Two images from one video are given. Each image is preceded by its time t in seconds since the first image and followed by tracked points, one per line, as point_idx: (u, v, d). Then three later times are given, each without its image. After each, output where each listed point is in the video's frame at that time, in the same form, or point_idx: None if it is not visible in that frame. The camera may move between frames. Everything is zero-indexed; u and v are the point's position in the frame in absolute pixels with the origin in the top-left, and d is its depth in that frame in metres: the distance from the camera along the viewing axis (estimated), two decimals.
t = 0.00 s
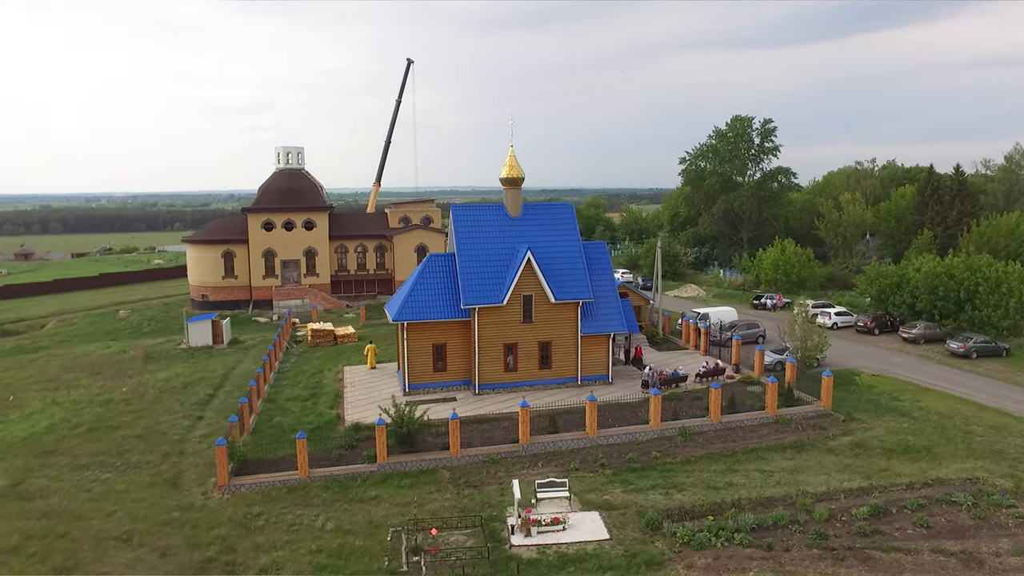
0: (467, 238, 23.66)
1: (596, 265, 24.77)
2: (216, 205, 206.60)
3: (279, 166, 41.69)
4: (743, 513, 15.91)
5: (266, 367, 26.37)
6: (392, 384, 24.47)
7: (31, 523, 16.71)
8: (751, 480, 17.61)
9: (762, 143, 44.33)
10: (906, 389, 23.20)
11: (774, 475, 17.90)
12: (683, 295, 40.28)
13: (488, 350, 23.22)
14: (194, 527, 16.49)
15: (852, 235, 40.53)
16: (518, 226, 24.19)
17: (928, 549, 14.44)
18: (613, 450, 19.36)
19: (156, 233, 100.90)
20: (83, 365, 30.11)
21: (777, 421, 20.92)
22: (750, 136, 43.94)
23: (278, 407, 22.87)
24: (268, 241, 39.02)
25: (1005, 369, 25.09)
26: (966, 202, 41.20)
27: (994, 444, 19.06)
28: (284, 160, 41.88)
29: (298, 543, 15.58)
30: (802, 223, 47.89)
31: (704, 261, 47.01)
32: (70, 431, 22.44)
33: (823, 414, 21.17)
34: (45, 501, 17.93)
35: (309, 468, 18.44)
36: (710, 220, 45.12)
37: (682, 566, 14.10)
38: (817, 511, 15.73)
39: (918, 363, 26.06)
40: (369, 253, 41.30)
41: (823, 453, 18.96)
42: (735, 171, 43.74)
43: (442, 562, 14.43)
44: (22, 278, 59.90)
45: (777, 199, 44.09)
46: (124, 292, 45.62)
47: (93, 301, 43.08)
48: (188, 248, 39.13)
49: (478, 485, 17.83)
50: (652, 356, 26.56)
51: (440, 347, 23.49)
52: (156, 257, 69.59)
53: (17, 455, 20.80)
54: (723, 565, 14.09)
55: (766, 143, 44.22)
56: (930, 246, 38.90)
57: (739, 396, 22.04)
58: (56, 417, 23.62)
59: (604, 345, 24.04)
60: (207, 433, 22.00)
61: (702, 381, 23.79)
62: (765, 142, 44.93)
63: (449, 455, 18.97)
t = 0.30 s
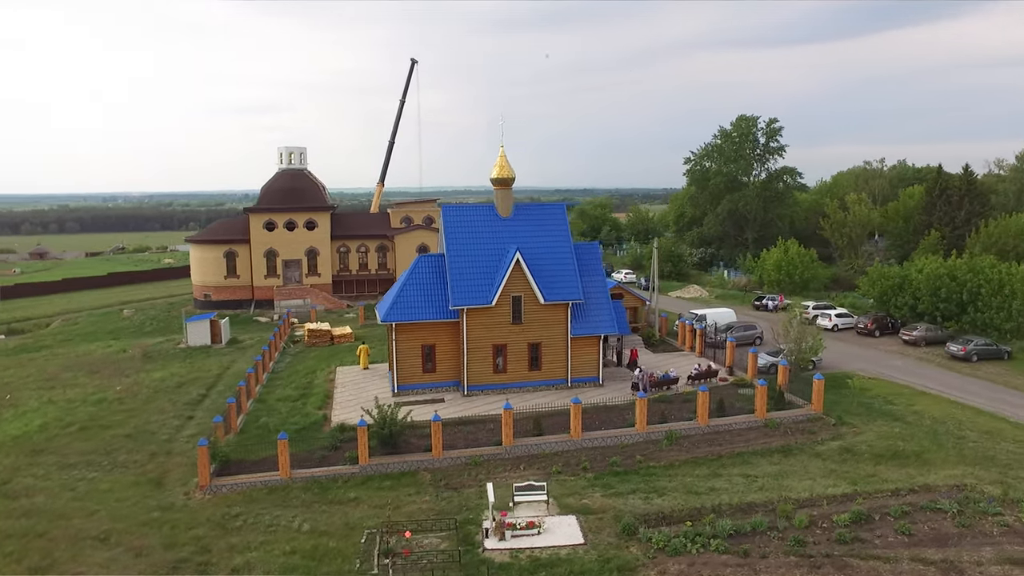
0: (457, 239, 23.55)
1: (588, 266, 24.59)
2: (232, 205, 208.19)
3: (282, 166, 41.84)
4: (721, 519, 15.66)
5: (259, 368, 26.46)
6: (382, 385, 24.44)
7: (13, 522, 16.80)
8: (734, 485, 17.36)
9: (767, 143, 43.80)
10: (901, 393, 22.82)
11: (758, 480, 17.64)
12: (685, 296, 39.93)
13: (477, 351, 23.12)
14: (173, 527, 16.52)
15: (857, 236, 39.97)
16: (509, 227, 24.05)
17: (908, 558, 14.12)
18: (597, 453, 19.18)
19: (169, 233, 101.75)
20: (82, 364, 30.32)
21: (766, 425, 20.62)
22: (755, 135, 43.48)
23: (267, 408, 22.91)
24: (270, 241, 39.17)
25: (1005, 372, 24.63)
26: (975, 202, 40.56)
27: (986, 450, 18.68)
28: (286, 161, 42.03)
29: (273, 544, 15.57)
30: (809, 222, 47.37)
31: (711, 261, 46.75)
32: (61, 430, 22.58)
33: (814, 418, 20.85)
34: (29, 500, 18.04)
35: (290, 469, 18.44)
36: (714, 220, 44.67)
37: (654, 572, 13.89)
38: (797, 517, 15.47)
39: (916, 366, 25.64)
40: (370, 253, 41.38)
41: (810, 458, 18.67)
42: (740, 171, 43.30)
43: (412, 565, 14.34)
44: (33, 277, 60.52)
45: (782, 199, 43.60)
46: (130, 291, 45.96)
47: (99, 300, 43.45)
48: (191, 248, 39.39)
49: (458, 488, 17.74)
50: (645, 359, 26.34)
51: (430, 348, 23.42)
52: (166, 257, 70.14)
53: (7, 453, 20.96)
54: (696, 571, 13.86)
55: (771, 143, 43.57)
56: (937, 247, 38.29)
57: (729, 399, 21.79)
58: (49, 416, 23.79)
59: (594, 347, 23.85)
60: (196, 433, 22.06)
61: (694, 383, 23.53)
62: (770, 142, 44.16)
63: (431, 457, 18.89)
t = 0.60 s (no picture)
0: (446, 239, 23.45)
1: (579, 267, 24.42)
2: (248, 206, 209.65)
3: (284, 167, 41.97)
4: (699, 524, 15.40)
5: (253, 368, 26.54)
6: (372, 386, 24.39)
7: None
8: (716, 490, 17.10)
9: (773, 143, 43.28)
10: (896, 398, 22.39)
11: (740, 485, 17.36)
12: (687, 297, 39.54)
13: (466, 352, 23.02)
14: (150, 527, 16.53)
15: (863, 237, 39.42)
16: (498, 227, 23.93)
17: (885, 566, 13.78)
18: (580, 456, 18.99)
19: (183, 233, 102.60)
20: (81, 363, 30.54)
21: (754, 429, 20.32)
22: (761, 135, 43.00)
23: (256, 408, 22.93)
24: (272, 241, 39.30)
25: (1005, 376, 24.12)
26: (984, 202, 40.04)
27: (977, 456, 18.27)
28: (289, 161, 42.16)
29: (246, 545, 15.53)
30: (815, 223, 46.92)
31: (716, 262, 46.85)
32: (52, 429, 22.73)
33: (803, 422, 20.53)
34: (13, 498, 18.14)
35: (271, 470, 18.43)
36: (719, 221, 44.16)
37: None
38: (776, 524, 15.17)
39: (914, 370, 25.19)
40: (372, 253, 41.45)
41: (796, 463, 18.35)
42: (745, 171, 42.85)
43: (381, 568, 14.23)
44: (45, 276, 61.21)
45: (788, 199, 43.10)
46: (136, 291, 46.32)
47: (105, 300, 43.81)
48: (194, 248, 39.64)
49: (437, 490, 17.63)
50: (638, 361, 26.10)
51: (418, 350, 23.34)
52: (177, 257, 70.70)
53: None
54: None
55: (777, 143, 42.97)
56: (945, 247, 37.71)
57: (718, 402, 21.50)
58: (43, 415, 23.95)
59: (584, 349, 23.66)
60: (184, 433, 22.12)
61: (686, 386, 23.25)
62: (777, 142, 43.66)
63: (412, 459, 18.80)
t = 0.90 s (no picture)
0: (434, 240, 23.34)
1: (569, 268, 24.22)
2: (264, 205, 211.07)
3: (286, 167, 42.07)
4: (674, 531, 15.11)
5: (244, 368, 26.57)
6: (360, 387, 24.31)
7: None
8: (696, 496, 16.81)
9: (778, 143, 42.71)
10: (889, 402, 21.96)
11: (722, 490, 17.06)
12: (689, 298, 39.06)
13: (453, 354, 22.88)
14: (127, 527, 16.54)
15: (869, 237, 38.82)
16: (487, 228, 23.78)
17: None
18: (562, 460, 18.78)
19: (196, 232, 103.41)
20: (80, 362, 30.75)
21: (741, 433, 19.99)
22: (766, 135, 42.47)
23: (243, 408, 22.93)
24: (273, 241, 39.40)
25: (1005, 380, 23.61)
26: (993, 203, 39.66)
27: (967, 463, 17.85)
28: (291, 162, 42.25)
29: (218, 547, 15.48)
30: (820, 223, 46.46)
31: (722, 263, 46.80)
32: (42, 428, 22.87)
33: (793, 427, 20.18)
34: None
35: (251, 471, 18.38)
36: (723, 221, 43.60)
37: None
38: (753, 532, 14.85)
39: (912, 373, 24.69)
40: (373, 253, 41.45)
41: (780, 468, 18.02)
42: (749, 171, 42.36)
43: (348, 572, 14.09)
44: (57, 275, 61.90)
45: (793, 199, 42.55)
46: (142, 290, 46.67)
47: (110, 299, 44.16)
48: (197, 248, 39.88)
49: (415, 493, 17.51)
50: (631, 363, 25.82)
51: (406, 351, 23.24)
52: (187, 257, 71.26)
53: None
54: None
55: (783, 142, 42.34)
56: (953, 248, 37.10)
57: (707, 405, 21.20)
58: (35, 414, 24.12)
59: (573, 351, 23.43)
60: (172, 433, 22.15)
61: (677, 388, 22.92)
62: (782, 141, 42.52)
63: (392, 461, 18.69)
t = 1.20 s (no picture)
0: (422, 242, 23.23)
1: (558, 270, 24.04)
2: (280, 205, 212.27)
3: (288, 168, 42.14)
4: (647, 539, 14.84)
5: (237, 369, 26.62)
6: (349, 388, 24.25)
7: None
8: (674, 502, 16.53)
9: (784, 142, 42.08)
10: (882, 407, 21.53)
11: (701, 497, 16.77)
12: (691, 299, 38.50)
13: (440, 356, 22.76)
14: (102, 529, 16.55)
15: (874, 238, 38.02)
16: (476, 230, 23.63)
17: None
18: (543, 464, 18.59)
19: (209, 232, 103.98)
20: (78, 362, 30.97)
21: (727, 439, 19.67)
22: (771, 135, 41.86)
23: (230, 409, 22.95)
24: (274, 241, 39.53)
25: (1004, 386, 23.07)
26: (1002, 204, 39.12)
27: (955, 471, 17.43)
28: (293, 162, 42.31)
29: (190, 549, 15.44)
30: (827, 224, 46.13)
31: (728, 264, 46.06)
32: (33, 428, 23.03)
33: (780, 432, 19.84)
34: None
35: (230, 472, 18.35)
36: (728, 221, 43.22)
37: None
38: (727, 540, 14.55)
39: (909, 378, 24.21)
40: (374, 254, 41.46)
41: (763, 475, 17.69)
42: (754, 171, 41.80)
43: None
44: (69, 275, 62.54)
45: (799, 199, 42.14)
46: (147, 290, 47.02)
47: (115, 299, 44.51)
48: (199, 248, 40.13)
49: (392, 497, 17.41)
50: (622, 366, 25.56)
51: (393, 353, 23.15)
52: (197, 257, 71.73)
53: None
54: None
55: (788, 142, 41.67)
56: (961, 249, 36.40)
57: (694, 409, 20.90)
58: (27, 414, 24.30)
59: (562, 353, 23.22)
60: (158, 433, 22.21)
61: (666, 392, 22.64)
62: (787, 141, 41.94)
63: (371, 464, 18.61)
